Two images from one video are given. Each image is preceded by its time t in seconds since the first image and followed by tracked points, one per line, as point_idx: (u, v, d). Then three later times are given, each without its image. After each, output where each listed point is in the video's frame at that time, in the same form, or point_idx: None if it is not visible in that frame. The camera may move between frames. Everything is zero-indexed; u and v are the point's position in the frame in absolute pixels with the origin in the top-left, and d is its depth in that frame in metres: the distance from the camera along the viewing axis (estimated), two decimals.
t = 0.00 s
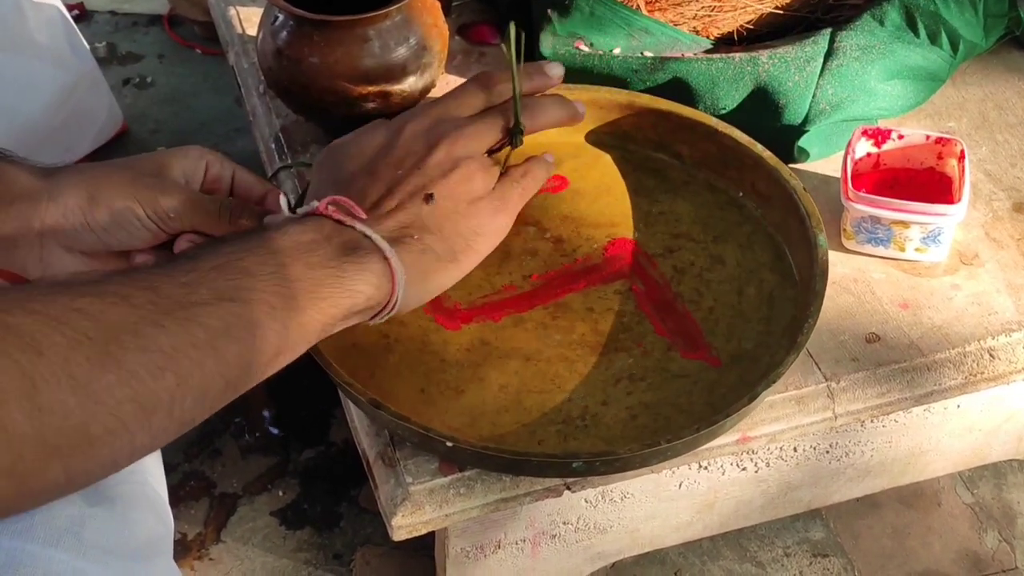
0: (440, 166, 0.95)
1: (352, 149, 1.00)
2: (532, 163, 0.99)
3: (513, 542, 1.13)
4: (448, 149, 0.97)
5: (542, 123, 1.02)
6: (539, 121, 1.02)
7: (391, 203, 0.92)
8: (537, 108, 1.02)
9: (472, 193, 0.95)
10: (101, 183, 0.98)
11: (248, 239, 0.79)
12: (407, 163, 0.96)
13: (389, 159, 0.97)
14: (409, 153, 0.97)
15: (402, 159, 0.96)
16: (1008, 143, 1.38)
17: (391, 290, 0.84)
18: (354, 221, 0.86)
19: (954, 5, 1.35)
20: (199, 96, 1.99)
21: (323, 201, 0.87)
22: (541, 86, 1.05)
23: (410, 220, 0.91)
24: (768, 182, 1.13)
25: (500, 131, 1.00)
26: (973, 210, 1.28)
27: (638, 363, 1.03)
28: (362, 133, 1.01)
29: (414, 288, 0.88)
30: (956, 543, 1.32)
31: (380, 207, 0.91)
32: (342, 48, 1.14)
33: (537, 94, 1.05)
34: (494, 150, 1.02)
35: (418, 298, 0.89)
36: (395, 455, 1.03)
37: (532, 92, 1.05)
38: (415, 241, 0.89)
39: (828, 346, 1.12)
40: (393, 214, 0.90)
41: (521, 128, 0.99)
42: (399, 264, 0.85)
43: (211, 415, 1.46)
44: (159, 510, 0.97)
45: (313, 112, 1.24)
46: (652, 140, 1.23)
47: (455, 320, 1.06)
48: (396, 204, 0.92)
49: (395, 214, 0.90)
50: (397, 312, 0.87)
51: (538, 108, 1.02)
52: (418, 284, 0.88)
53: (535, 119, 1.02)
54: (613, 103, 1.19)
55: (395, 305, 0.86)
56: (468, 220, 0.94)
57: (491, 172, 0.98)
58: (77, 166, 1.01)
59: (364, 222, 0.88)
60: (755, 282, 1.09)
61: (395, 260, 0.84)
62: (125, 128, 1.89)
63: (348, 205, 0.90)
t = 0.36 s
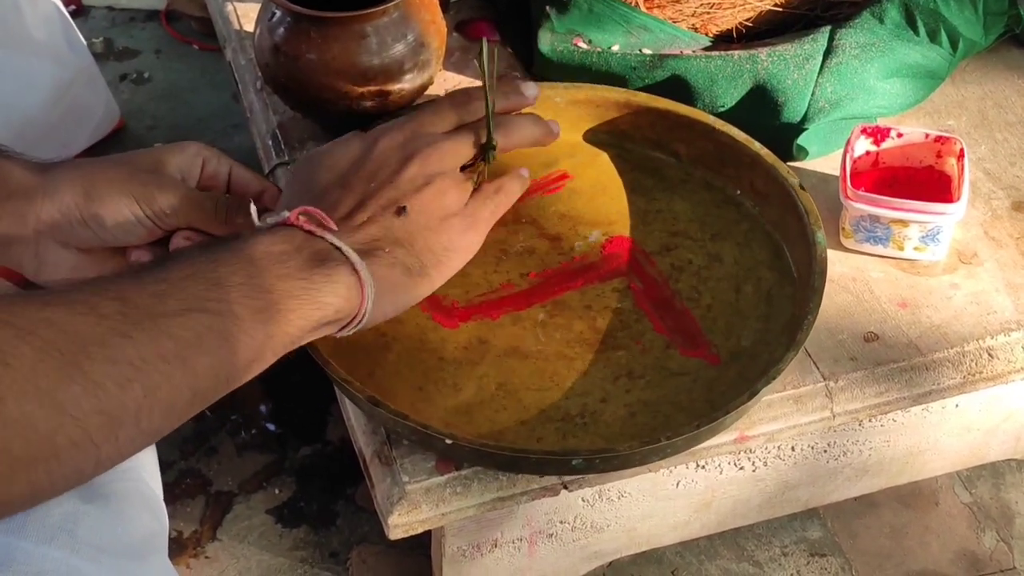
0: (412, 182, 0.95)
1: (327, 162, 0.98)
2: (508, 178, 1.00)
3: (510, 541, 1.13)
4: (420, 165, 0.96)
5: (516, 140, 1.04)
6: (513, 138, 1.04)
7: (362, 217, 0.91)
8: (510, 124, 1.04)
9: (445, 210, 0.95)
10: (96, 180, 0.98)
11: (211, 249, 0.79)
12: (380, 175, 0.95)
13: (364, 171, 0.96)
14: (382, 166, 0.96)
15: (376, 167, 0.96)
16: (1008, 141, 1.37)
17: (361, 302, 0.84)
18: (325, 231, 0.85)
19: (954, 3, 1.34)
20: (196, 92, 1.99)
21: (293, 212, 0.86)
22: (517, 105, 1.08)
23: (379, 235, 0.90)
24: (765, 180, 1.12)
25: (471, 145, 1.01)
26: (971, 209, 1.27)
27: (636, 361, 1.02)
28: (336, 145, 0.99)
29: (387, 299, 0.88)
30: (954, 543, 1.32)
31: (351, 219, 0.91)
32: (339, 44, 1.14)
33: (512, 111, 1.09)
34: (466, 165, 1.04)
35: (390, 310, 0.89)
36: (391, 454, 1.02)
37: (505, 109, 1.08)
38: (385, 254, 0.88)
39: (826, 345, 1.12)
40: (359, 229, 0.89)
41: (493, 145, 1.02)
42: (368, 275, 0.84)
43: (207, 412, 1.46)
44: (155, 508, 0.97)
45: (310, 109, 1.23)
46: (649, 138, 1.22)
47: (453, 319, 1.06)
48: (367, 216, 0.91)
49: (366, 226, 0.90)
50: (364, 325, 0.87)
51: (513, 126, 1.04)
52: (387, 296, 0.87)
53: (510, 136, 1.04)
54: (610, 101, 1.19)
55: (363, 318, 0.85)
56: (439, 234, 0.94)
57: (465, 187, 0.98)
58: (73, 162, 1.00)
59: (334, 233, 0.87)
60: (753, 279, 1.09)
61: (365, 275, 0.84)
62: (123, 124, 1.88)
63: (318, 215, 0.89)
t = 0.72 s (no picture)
0: (406, 183, 0.95)
1: (323, 160, 0.98)
2: (499, 182, 1.02)
3: (505, 539, 1.13)
4: (413, 168, 0.97)
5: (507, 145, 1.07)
6: (505, 143, 1.07)
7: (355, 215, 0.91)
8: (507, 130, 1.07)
9: (437, 213, 0.96)
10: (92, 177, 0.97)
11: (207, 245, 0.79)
12: (375, 177, 0.95)
13: (355, 173, 0.96)
14: (377, 166, 0.96)
15: (369, 168, 0.96)
16: (1004, 141, 1.37)
17: (348, 306, 0.84)
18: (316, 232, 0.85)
19: (951, 3, 1.34)
20: (193, 88, 1.98)
21: (285, 212, 0.86)
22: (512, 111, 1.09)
23: (368, 236, 0.90)
24: (759, 176, 1.12)
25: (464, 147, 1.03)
26: (968, 208, 1.27)
27: (634, 358, 1.02)
28: (332, 143, 1.00)
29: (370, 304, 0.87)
30: (949, 542, 1.32)
31: (346, 216, 0.91)
32: (336, 41, 1.13)
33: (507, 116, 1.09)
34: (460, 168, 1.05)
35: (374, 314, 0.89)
36: (387, 451, 1.02)
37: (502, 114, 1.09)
38: (375, 256, 0.88)
39: (822, 344, 1.12)
40: (349, 231, 0.89)
41: (487, 148, 1.04)
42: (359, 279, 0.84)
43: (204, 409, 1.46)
44: (148, 506, 0.97)
45: (307, 106, 1.23)
46: (644, 136, 1.22)
47: (449, 317, 1.06)
48: (359, 218, 0.91)
49: (356, 228, 0.90)
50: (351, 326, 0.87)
51: (504, 131, 1.07)
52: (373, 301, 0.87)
53: (502, 140, 1.06)
54: (604, 100, 1.19)
55: (349, 321, 0.85)
56: (430, 238, 0.94)
57: (457, 190, 0.99)
58: (69, 159, 1.00)
59: (324, 234, 0.87)
60: (750, 277, 1.08)
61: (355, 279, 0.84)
62: (119, 121, 1.88)
63: (310, 216, 0.89)
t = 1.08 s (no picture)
0: (430, 168, 0.96)
1: (351, 139, 1.00)
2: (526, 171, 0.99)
3: (502, 541, 1.13)
4: (441, 151, 0.98)
5: (540, 132, 1.03)
6: (536, 129, 1.03)
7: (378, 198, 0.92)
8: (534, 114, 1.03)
9: (460, 198, 0.95)
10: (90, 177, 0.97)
11: (219, 223, 0.78)
12: (400, 158, 0.97)
13: (383, 153, 0.98)
14: (405, 147, 0.98)
15: (397, 149, 0.98)
16: (1003, 143, 1.37)
17: (365, 284, 0.83)
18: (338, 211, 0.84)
19: (950, 5, 1.34)
20: (191, 88, 1.98)
21: (308, 188, 0.86)
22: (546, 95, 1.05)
23: (392, 215, 0.89)
24: (759, 179, 1.12)
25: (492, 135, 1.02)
26: (966, 211, 1.27)
27: (631, 360, 1.02)
28: (361, 122, 1.02)
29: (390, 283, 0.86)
30: (947, 544, 1.32)
31: (368, 197, 0.92)
32: (335, 42, 1.13)
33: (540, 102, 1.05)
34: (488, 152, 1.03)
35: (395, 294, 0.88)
36: (384, 453, 1.02)
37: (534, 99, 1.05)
38: (396, 236, 0.88)
39: (820, 346, 1.12)
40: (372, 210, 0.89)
41: (515, 136, 1.01)
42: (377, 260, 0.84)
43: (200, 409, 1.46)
44: (144, 507, 0.96)
45: (305, 106, 1.22)
46: (642, 138, 1.22)
47: (447, 318, 1.06)
48: (381, 198, 0.91)
49: (379, 207, 0.90)
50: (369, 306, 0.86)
51: (538, 116, 1.03)
52: (395, 277, 0.86)
53: (536, 125, 1.02)
54: (604, 101, 1.19)
55: (366, 299, 0.84)
56: (451, 221, 0.93)
57: (482, 176, 0.98)
58: (66, 158, 1.00)
59: (347, 213, 0.86)
60: (748, 279, 1.08)
61: (372, 257, 0.83)
62: (116, 120, 1.87)
63: (333, 193, 0.87)
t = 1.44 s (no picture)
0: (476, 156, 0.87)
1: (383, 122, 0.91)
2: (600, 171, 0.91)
3: (509, 541, 1.13)
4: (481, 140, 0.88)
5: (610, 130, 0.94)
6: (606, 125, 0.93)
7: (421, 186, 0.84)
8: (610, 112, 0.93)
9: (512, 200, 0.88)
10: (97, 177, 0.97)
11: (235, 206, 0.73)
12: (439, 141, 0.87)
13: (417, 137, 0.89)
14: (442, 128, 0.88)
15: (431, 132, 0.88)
16: (1007, 145, 1.38)
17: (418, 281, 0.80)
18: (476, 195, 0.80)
19: (956, 7, 1.34)
20: (197, 90, 1.98)
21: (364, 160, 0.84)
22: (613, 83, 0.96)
23: (709, 159, 0.87)
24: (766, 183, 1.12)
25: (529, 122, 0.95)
26: (972, 213, 1.27)
27: (636, 364, 1.02)
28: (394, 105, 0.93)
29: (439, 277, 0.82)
30: (952, 546, 1.32)
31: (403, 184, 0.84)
32: (341, 43, 1.14)
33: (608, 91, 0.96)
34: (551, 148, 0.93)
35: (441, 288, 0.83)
36: (391, 454, 1.02)
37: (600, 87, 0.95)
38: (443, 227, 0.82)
39: (827, 348, 1.12)
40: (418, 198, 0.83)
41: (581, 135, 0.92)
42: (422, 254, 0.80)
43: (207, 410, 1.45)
44: (156, 508, 0.96)
45: (311, 107, 1.23)
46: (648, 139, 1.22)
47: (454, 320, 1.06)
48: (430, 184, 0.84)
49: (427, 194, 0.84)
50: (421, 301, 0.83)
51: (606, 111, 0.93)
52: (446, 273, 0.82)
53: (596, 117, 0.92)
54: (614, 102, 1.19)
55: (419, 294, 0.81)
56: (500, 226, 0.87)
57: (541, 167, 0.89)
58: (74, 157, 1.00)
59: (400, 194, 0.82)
60: (754, 283, 1.08)
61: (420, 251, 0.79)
62: (121, 122, 1.88)
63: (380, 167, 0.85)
